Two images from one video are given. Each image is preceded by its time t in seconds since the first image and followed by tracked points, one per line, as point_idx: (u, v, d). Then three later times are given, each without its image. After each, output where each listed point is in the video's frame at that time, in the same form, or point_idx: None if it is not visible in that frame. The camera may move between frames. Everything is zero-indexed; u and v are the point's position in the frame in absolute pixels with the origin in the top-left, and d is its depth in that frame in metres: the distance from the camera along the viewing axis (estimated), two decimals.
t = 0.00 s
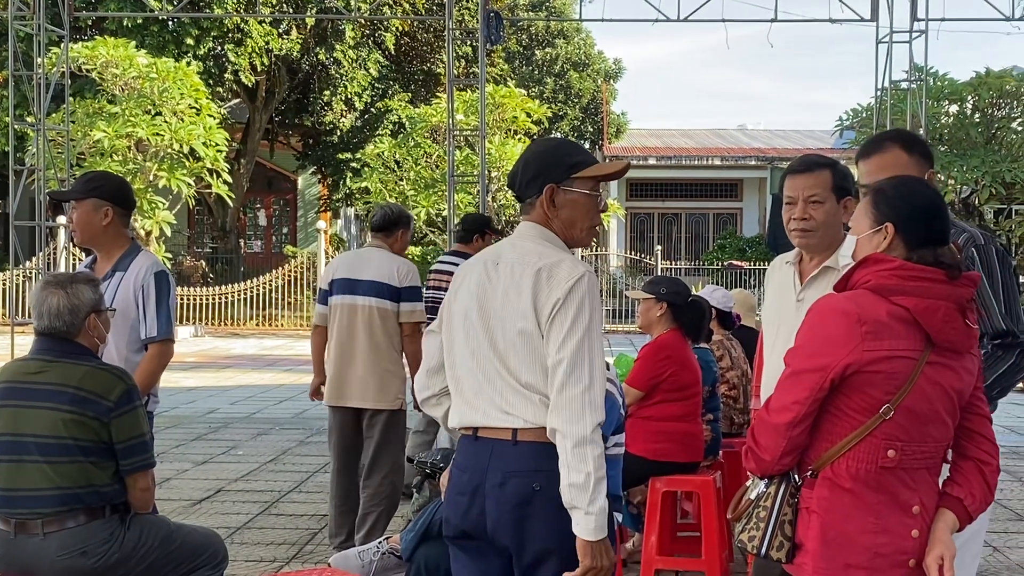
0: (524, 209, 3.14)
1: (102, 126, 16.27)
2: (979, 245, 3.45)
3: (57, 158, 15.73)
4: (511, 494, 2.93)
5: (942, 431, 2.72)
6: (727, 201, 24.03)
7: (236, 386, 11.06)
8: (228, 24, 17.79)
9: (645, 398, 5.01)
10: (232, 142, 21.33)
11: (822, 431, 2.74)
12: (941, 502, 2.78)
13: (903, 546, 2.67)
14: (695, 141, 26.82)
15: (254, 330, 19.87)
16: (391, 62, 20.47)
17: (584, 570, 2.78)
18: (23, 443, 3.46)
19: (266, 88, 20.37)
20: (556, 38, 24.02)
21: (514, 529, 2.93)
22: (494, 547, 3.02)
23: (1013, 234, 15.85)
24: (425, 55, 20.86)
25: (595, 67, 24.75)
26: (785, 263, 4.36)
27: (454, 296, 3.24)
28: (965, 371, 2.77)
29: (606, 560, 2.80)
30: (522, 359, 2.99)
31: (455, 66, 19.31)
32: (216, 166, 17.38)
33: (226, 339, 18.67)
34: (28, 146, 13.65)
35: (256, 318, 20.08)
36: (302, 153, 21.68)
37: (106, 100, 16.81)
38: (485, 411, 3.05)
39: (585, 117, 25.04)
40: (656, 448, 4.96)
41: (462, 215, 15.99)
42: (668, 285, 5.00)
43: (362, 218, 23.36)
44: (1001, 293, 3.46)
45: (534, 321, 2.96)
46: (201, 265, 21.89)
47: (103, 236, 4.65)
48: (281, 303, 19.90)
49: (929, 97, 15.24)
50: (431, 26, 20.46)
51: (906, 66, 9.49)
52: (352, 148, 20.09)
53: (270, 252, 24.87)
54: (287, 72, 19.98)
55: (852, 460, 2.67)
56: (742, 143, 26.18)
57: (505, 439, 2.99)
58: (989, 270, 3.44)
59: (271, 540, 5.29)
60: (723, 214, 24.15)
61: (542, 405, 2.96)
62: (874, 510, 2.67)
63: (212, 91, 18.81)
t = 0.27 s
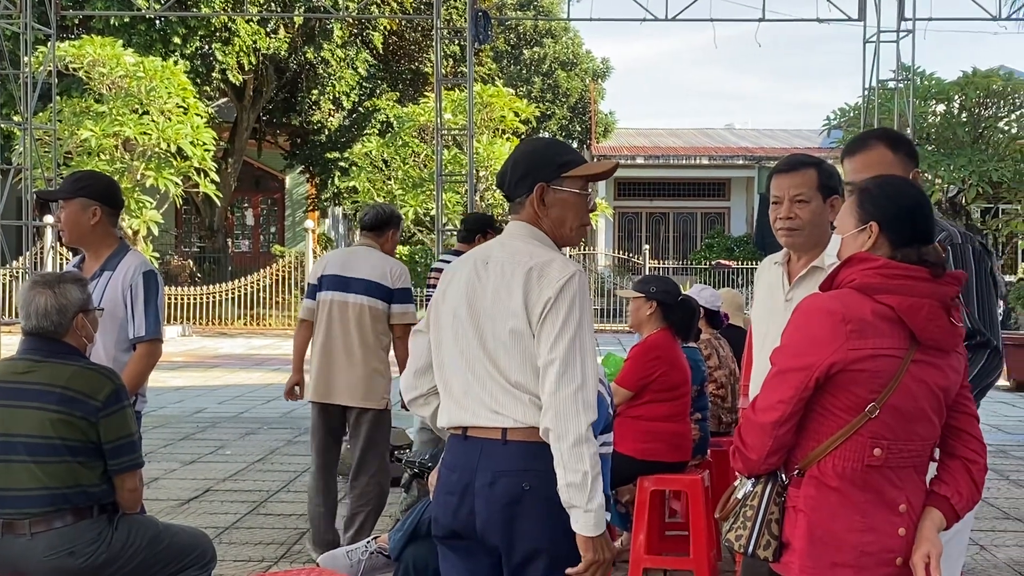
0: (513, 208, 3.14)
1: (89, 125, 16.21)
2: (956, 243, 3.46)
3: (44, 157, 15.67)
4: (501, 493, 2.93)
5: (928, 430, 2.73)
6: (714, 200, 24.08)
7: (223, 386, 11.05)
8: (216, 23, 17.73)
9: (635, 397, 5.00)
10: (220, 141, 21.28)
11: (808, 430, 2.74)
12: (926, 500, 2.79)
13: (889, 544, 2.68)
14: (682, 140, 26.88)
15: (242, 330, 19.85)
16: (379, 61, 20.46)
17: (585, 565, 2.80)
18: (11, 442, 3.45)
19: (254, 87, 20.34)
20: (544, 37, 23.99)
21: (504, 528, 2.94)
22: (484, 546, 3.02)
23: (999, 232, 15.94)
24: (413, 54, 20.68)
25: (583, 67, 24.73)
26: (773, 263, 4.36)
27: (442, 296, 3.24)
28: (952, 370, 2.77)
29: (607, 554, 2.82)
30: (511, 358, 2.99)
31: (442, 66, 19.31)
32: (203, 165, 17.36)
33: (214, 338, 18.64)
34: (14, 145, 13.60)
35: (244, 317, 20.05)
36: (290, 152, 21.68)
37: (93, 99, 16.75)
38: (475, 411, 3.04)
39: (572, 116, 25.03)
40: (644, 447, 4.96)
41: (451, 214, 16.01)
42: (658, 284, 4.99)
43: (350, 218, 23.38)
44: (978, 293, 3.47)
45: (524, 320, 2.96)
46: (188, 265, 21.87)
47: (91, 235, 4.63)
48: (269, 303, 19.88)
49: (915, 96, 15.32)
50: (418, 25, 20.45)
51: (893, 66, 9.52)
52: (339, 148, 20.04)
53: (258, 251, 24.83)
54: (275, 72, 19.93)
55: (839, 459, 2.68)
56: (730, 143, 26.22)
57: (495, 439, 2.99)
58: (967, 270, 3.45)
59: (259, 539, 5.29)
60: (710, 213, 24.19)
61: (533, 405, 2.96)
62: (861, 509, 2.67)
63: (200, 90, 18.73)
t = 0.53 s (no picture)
0: (500, 208, 3.15)
1: (72, 125, 16.12)
2: (935, 243, 3.47)
3: (27, 156, 15.61)
4: (487, 492, 2.94)
5: (910, 429, 2.74)
6: (698, 200, 24.15)
7: (208, 386, 11.02)
8: (200, 22, 17.70)
9: (620, 397, 4.99)
10: (203, 141, 21.21)
11: (791, 429, 2.76)
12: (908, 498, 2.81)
13: (871, 542, 2.69)
14: (666, 140, 26.90)
15: (226, 330, 19.81)
16: (364, 61, 20.46)
17: (571, 563, 2.82)
18: None
19: (238, 86, 20.27)
20: (528, 37, 23.98)
21: (490, 527, 2.94)
22: (470, 545, 3.03)
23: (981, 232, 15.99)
24: (397, 53, 20.87)
25: (567, 67, 24.69)
26: (758, 263, 4.37)
27: (427, 295, 3.24)
28: (933, 369, 2.79)
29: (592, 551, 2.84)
30: (497, 358, 3.00)
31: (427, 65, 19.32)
32: (187, 164, 17.36)
33: (197, 338, 18.59)
34: None
35: (227, 317, 20.02)
36: (274, 152, 21.61)
37: (76, 98, 16.68)
38: (460, 410, 3.04)
39: (557, 116, 25.03)
40: (629, 447, 4.95)
41: (435, 214, 15.99)
42: (645, 284, 4.99)
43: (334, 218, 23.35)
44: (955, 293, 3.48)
45: (509, 319, 2.97)
46: (171, 265, 21.84)
47: (75, 235, 4.61)
48: (253, 302, 19.86)
49: (898, 97, 15.36)
50: (403, 25, 20.44)
51: (876, 66, 9.55)
52: (323, 147, 20.04)
53: (242, 251, 24.75)
54: (259, 71, 19.89)
55: (820, 458, 2.69)
56: (713, 143, 26.29)
57: (481, 438, 2.99)
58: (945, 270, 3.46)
59: (243, 540, 5.28)
60: (694, 213, 24.24)
61: (518, 404, 2.97)
62: (844, 507, 2.68)
63: (184, 89, 18.67)
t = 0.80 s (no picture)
0: (482, 206, 3.14)
1: (51, 122, 15.94)
2: (918, 237, 3.38)
3: (7, 153, 15.51)
4: (469, 491, 2.94)
5: (889, 426, 2.74)
6: (680, 199, 24.21)
7: (188, 384, 10.98)
8: (181, 19, 17.64)
9: (604, 395, 4.97)
10: (184, 139, 21.09)
11: (770, 427, 2.76)
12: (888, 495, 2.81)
13: (852, 539, 2.69)
14: (647, 139, 26.92)
15: (206, 328, 19.76)
16: (345, 59, 20.41)
17: (553, 561, 2.82)
18: None
19: (218, 84, 20.15)
20: (510, 35, 23.85)
21: (472, 526, 2.94)
22: (452, 543, 3.02)
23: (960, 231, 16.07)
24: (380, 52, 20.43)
25: (549, 65, 24.62)
26: (740, 262, 4.38)
27: (409, 293, 3.23)
28: (912, 366, 2.79)
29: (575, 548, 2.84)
30: (479, 356, 2.99)
31: (408, 63, 19.30)
32: (167, 162, 17.29)
33: (178, 336, 18.53)
34: None
35: (208, 315, 19.97)
36: (254, 150, 21.52)
37: (56, 96, 16.60)
38: (443, 409, 3.04)
39: (539, 115, 24.99)
40: (611, 446, 4.94)
41: (417, 212, 15.96)
42: (630, 282, 4.98)
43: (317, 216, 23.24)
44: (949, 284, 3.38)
45: (491, 317, 2.97)
46: (152, 263, 21.76)
47: (53, 233, 4.57)
48: (233, 301, 19.82)
49: (878, 96, 15.41)
50: (384, 23, 20.42)
51: (857, 65, 9.59)
52: (304, 146, 20.01)
53: (223, 249, 24.64)
54: (240, 69, 19.82)
55: (800, 455, 2.69)
56: (693, 142, 26.32)
57: (464, 436, 2.98)
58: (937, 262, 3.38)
59: (224, 538, 5.26)
60: (676, 211, 24.29)
61: (500, 403, 2.97)
62: (824, 504, 2.69)
63: (164, 86, 18.57)
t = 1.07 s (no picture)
0: (462, 203, 3.13)
1: (29, 119, 15.90)
2: (902, 236, 3.37)
3: None
4: (450, 489, 2.93)
5: (866, 422, 2.75)
6: (661, 198, 24.20)
7: (167, 383, 10.92)
8: (160, 16, 17.47)
9: (587, 395, 4.95)
10: (163, 136, 20.88)
11: (749, 424, 2.75)
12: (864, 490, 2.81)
13: (830, 535, 2.69)
14: (628, 138, 26.93)
15: (185, 327, 19.64)
16: (325, 57, 20.31)
17: (534, 558, 2.83)
18: None
19: (198, 81, 20.00)
20: (491, 33, 23.99)
21: (452, 523, 2.93)
22: (432, 541, 3.01)
23: (939, 230, 16.14)
24: (360, 49, 20.72)
25: (530, 64, 24.52)
26: (720, 260, 4.37)
27: (391, 292, 3.23)
28: (889, 362, 2.79)
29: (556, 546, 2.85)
30: (461, 355, 2.99)
31: (389, 61, 19.23)
32: (146, 161, 16.97)
33: (157, 335, 18.40)
34: None
35: (187, 314, 19.86)
36: (234, 147, 21.39)
37: (34, 93, 16.47)
38: (424, 407, 3.03)
39: (520, 113, 24.91)
40: (591, 445, 4.94)
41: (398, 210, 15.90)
42: (617, 282, 4.94)
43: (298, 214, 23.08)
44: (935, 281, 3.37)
45: (472, 315, 2.96)
46: (131, 261, 21.58)
47: (29, 230, 4.53)
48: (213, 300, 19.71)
49: (858, 94, 15.46)
50: (365, 21, 20.33)
51: (837, 63, 9.62)
52: (284, 143, 19.91)
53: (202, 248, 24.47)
54: (219, 66, 19.71)
55: (779, 452, 2.69)
56: (675, 141, 26.32)
57: (444, 434, 2.98)
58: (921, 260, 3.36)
59: (203, 537, 5.24)
60: (657, 210, 24.29)
61: (480, 400, 2.96)
62: (802, 501, 2.68)
63: (143, 83, 18.41)
